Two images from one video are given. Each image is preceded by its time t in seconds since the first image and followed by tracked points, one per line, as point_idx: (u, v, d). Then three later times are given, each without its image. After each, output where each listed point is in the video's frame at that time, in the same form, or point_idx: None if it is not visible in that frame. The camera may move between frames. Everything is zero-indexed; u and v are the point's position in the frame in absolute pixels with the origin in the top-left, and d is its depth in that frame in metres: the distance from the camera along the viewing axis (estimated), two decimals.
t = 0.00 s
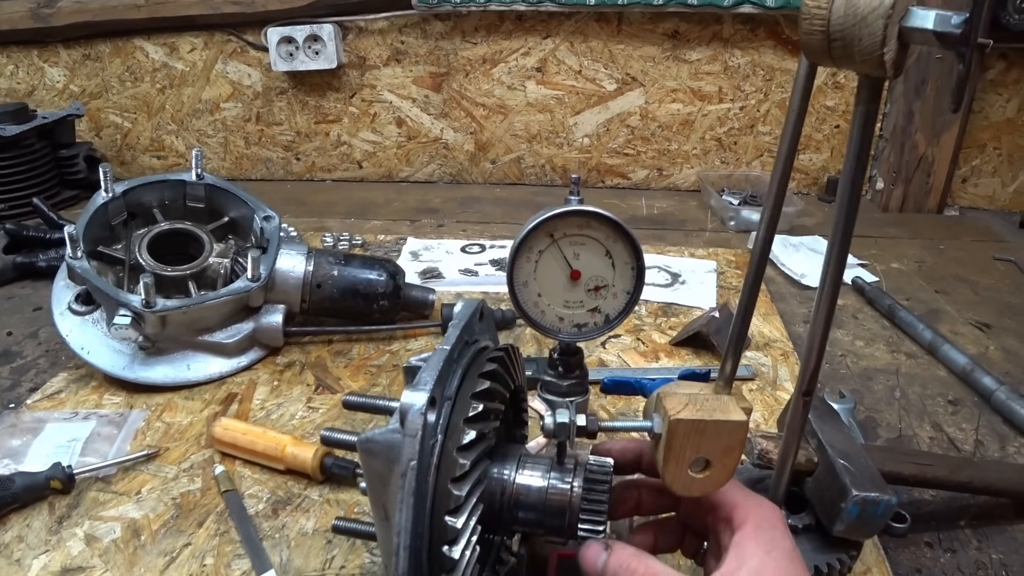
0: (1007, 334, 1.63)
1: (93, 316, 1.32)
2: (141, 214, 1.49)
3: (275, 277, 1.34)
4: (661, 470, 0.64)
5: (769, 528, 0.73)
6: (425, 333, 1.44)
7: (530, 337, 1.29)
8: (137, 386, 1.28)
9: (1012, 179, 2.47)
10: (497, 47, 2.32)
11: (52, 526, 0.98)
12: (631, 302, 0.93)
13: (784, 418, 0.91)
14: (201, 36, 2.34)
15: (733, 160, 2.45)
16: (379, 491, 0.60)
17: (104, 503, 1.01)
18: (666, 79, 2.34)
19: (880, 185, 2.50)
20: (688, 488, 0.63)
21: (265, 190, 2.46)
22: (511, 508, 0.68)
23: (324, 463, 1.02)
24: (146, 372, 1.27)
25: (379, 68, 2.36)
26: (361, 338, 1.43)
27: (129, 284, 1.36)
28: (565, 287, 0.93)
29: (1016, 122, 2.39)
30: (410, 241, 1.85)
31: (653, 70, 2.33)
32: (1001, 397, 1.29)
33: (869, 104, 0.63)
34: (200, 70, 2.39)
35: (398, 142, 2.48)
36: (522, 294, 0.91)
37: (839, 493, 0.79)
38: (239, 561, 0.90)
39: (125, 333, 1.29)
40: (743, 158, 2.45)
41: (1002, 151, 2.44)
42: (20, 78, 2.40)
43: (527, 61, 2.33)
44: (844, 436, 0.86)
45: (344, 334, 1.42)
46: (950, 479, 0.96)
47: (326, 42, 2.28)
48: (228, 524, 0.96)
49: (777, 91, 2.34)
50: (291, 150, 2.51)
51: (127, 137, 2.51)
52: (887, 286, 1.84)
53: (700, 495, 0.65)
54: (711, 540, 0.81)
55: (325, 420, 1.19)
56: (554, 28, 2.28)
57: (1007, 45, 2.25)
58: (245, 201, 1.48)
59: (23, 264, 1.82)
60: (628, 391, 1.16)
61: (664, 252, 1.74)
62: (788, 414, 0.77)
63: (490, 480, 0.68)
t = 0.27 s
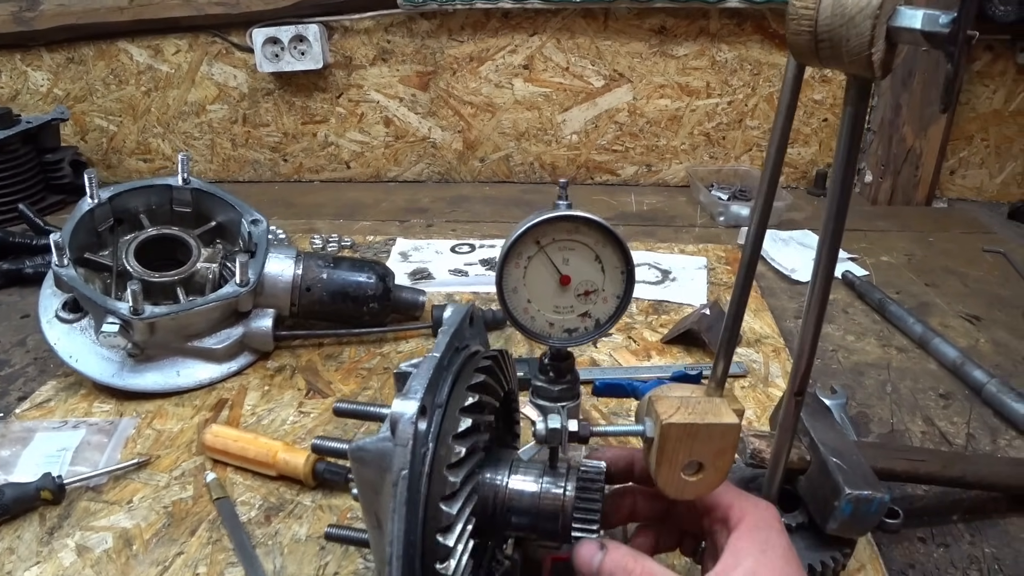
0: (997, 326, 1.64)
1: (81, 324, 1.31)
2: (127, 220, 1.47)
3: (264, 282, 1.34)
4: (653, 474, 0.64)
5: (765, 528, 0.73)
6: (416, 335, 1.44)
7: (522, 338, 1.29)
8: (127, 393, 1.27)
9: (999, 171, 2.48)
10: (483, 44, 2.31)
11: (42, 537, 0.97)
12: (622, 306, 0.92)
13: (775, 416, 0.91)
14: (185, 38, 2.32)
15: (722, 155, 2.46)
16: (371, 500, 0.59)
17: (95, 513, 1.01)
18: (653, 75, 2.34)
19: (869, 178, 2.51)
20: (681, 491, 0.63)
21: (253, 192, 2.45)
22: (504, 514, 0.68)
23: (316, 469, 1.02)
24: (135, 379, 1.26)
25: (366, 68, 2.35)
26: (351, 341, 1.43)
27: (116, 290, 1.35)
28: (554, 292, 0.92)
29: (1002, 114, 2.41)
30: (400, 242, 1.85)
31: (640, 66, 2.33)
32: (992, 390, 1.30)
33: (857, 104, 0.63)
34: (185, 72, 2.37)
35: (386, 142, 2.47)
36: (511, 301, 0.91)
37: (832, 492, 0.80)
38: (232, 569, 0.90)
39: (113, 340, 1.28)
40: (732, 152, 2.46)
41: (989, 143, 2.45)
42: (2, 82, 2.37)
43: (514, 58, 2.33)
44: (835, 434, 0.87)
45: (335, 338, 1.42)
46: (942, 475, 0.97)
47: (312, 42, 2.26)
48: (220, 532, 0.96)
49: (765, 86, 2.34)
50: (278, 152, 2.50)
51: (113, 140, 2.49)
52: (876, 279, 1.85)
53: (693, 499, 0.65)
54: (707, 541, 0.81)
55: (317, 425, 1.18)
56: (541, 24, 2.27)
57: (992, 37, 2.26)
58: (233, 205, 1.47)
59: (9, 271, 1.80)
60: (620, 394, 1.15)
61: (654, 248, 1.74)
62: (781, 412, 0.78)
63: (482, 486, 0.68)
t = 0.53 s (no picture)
0: (985, 331, 1.66)
1: (73, 328, 1.31)
2: (119, 224, 1.47)
3: (256, 287, 1.34)
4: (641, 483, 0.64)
5: (752, 530, 0.74)
6: (408, 339, 1.44)
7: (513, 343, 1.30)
8: (119, 398, 1.27)
9: (989, 175, 2.50)
10: (476, 48, 2.32)
11: (34, 542, 0.97)
12: (610, 316, 0.93)
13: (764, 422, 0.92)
14: (178, 41, 2.32)
15: (714, 159, 2.47)
16: (361, 506, 0.60)
17: (88, 518, 1.01)
18: (646, 79, 2.35)
19: (860, 182, 2.53)
20: (668, 498, 0.64)
21: (247, 195, 2.45)
22: (493, 520, 0.69)
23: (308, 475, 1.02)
24: (127, 384, 1.26)
25: (359, 71, 2.36)
26: (343, 346, 1.43)
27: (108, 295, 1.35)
28: (543, 302, 0.92)
29: (991, 119, 2.43)
30: (393, 246, 1.85)
31: (633, 70, 2.34)
32: (980, 395, 1.31)
33: (843, 115, 0.64)
34: (178, 75, 2.37)
35: (379, 146, 2.47)
36: (500, 310, 0.91)
37: (819, 497, 0.81)
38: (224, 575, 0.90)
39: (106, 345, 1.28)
40: (724, 156, 2.47)
41: (979, 147, 2.47)
42: None
43: (507, 62, 2.33)
44: (824, 440, 0.88)
45: (327, 342, 1.42)
46: (929, 480, 0.98)
47: (305, 45, 2.27)
48: (212, 537, 0.96)
49: (756, 90, 2.36)
50: (271, 155, 2.50)
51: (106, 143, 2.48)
52: (867, 283, 1.86)
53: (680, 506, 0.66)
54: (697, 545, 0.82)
55: (309, 430, 1.18)
56: (533, 29, 2.28)
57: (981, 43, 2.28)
58: (225, 210, 1.47)
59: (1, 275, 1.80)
60: (610, 401, 1.16)
61: (646, 253, 1.75)
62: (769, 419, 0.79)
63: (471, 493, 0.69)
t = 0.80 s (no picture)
0: (981, 336, 1.66)
1: (68, 330, 1.31)
2: (115, 226, 1.47)
3: (251, 290, 1.34)
4: (634, 487, 0.64)
5: (744, 534, 0.73)
6: (404, 342, 1.44)
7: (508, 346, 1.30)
8: (114, 400, 1.27)
9: (985, 180, 2.51)
10: (473, 51, 2.32)
11: (28, 545, 0.97)
12: (603, 320, 0.93)
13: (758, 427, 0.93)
14: (176, 43, 2.32)
15: (711, 162, 2.47)
16: (353, 510, 0.60)
17: (81, 520, 1.01)
18: (643, 82, 2.36)
19: (856, 186, 2.53)
20: (661, 503, 0.64)
21: (244, 197, 2.44)
22: (487, 525, 0.69)
23: (302, 478, 1.02)
24: (122, 387, 1.26)
25: (356, 74, 2.36)
26: (339, 348, 1.43)
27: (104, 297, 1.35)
28: (536, 306, 0.93)
29: (988, 123, 2.44)
30: (389, 249, 1.85)
31: (630, 74, 2.34)
32: (975, 400, 1.31)
33: (837, 121, 0.64)
34: (175, 77, 2.37)
35: (376, 148, 2.47)
36: (492, 314, 0.91)
37: (813, 502, 0.81)
38: None
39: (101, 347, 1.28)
40: (720, 160, 2.47)
41: (975, 152, 2.48)
42: None
43: (504, 65, 2.34)
44: (818, 445, 0.88)
45: (322, 345, 1.42)
46: (924, 485, 0.98)
47: (302, 47, 2.27)
48: (206, 540, 0.95)
49: (753, 94, 2.36)
50: (268, 157, 2.50)
51: (103, 144, 2.48)
52: (863, 288, 1.87)
53: (673, 510, 0.66)
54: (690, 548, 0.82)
55: (304, 433, 1.18)
56: (530, 32, 2.29)
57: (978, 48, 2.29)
58: (220, 212, 1.47)
59: None
60: (604, 406, 1.14)
61: (642, 257, 1.75)
62: (763, 423, 0.79)
63: (463, 497, 0.69)
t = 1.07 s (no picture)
0: (980, 338, 1.66)
1: (67, 335, 1.31)
2: (114, 230, 1.47)
3: (250, 294, 1.34)
4: (633, 492, 0.64)
5: (747, 538, 0.73)
6: (403, 346, 1.44)
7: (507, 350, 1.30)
8: (112, 404, 1.27)
9: (984, 182, 2.51)
10: (472, 55, 2.32)
11: (26, 550, 0.96)
12: (601, 324, 0.93)
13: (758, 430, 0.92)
14: (175, 47, 2.32)
15: (709, 165, 2.48)
16: (350, 514, 0.60)
17: (79, 525, 1.00)
18: (641, 85, 2.36)
19: (855, 189, 2.53)
20: (660, 508, 0.64)
21: (243, 201, 2.44)
22: (486, 529, 0.69)
23: (300, 482, 1.01)
24: (120, 391, 1.25)
25: (355, 77, 2.36)
26: (338, 352, 1.43)
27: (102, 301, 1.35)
28: (534, 310, 0.93)
29: (987, 126, 2.44)
30: (387, 252, 1.85)
31: (628, 77, 2.34)
32: (975, 402, 1.31)
33: (835, 124, 0.64)
34: (174, 81, 2.37)
35: (375, 151, 2.48)
36: (490, 318, 0.91)
37: (813, 506, 0.81)
38: None
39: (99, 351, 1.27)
40: (719, 163, 2.47)
41: (974, 154, 2.48)
42: None
43: (503, 69, 2.34)
44: (818, 448, 0.88)
45: (321, 349, 1.42)
46: (924, 488, 0.98)
47: (301, 51, 2.27)
48: (204, 544, 0.95)
49: (752, 97, 2.37)
50: (267, 160, 2.50)
51: (102, 148, 2.48)
52: (862, 290, 1.87)
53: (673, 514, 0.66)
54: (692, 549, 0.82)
55: (303, 437, 1.18)
56: (529, 35, 2.29)
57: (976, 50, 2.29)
58: (219, 216, 1.47)
59: None
60: (602, 409, 1.14)
61: (641, 260, 1.75)
62: (762, 427, 0.79)
63: (461, 501, 0.68)
